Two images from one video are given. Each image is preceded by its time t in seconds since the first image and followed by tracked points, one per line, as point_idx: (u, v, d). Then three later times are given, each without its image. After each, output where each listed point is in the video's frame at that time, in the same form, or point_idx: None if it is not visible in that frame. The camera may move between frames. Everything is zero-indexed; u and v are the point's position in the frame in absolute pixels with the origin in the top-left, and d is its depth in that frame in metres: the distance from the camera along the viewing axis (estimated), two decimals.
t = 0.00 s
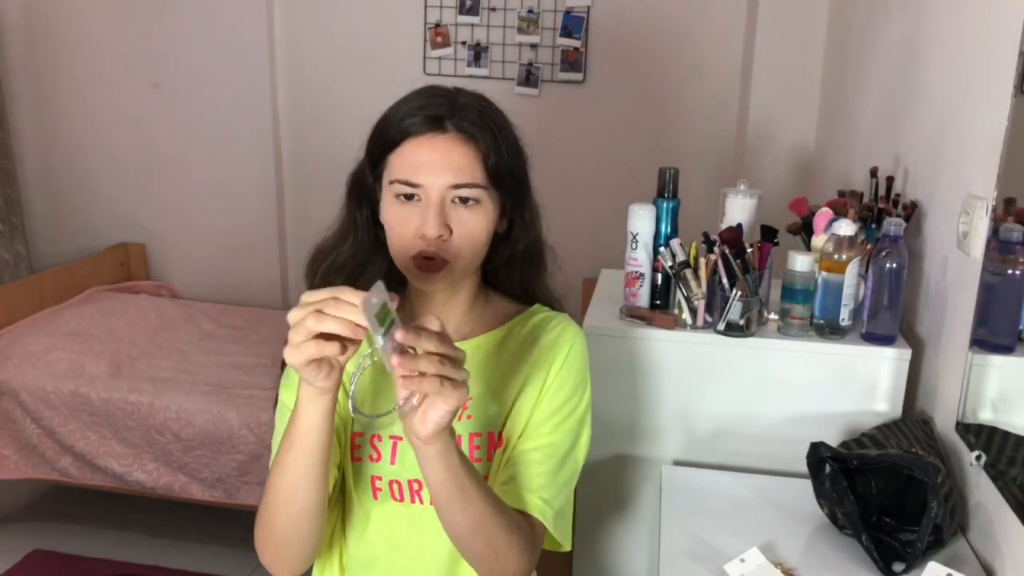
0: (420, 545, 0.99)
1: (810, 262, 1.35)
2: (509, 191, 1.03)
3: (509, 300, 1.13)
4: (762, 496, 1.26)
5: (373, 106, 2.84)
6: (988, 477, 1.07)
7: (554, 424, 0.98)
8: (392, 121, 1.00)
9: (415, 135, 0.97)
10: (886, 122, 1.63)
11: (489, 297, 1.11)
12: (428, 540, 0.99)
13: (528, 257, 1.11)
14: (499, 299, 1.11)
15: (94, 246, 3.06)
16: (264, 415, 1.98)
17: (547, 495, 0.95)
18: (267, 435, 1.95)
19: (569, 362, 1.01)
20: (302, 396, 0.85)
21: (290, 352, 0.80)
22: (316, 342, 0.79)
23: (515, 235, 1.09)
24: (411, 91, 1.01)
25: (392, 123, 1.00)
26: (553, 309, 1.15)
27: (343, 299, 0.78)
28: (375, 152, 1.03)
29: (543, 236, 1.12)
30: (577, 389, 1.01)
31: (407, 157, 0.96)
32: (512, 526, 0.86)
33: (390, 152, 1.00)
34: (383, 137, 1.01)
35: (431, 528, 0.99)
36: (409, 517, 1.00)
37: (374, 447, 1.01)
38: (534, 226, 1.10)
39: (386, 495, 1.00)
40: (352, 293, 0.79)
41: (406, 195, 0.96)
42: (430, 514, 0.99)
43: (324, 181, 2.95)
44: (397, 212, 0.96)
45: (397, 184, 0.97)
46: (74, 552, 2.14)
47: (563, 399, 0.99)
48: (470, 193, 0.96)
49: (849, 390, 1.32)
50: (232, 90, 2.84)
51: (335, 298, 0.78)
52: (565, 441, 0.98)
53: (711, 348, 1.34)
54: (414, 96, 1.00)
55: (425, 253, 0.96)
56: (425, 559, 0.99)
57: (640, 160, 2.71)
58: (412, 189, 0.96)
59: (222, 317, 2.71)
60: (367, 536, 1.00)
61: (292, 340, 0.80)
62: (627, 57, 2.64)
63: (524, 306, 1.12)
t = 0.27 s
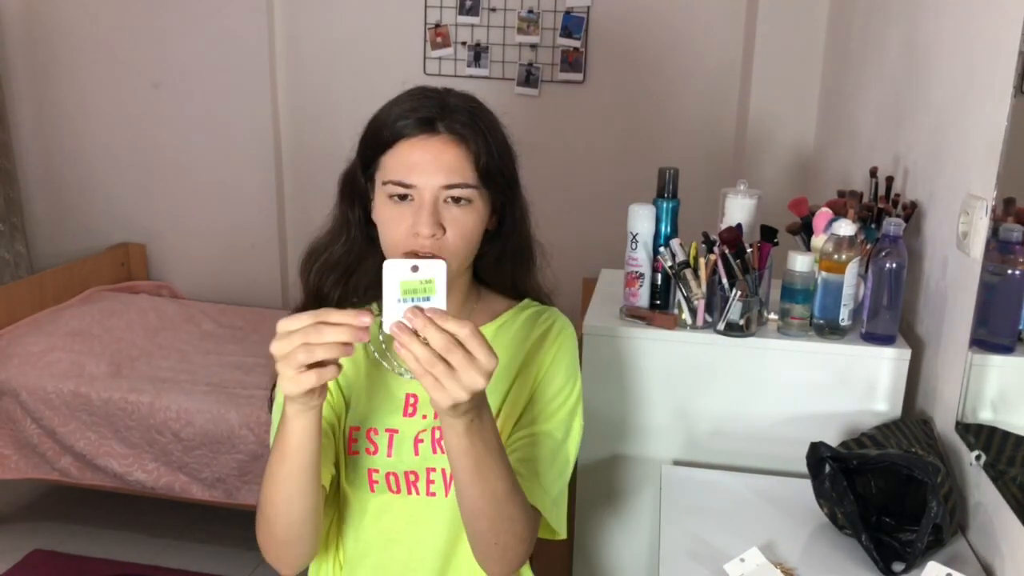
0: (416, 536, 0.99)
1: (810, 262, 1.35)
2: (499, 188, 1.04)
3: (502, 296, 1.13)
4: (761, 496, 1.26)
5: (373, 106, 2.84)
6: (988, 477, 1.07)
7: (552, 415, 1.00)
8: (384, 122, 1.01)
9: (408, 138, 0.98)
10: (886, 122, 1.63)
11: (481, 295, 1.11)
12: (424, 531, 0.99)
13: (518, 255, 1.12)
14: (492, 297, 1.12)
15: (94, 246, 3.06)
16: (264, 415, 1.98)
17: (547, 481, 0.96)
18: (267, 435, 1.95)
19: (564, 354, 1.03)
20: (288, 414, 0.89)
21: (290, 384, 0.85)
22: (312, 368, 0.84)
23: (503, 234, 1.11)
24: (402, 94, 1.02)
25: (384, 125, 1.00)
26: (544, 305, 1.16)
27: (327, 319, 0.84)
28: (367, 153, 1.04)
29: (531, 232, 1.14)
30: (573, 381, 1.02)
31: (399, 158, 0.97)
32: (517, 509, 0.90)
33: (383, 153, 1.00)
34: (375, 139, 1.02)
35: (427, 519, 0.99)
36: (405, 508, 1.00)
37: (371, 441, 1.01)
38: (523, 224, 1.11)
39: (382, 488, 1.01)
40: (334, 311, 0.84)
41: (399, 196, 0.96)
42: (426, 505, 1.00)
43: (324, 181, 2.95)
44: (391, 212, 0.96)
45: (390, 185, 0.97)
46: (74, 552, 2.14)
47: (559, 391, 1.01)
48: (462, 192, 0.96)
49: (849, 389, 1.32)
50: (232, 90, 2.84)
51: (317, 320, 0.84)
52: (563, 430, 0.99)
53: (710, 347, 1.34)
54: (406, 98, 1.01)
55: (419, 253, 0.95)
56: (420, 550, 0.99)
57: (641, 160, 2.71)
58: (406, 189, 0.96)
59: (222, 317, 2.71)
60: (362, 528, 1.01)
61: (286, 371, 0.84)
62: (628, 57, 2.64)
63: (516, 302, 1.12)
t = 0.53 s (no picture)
0: (417, 530, 0.99)
1: (810, 262, 1.35)
2: (494, 186, 1.04)
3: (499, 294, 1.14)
4: (762, 495, 1.26)
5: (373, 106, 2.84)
6: (988, 477, 1.07)
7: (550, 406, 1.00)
8: (380, 123, 1.01)
9: (403, 137, 0.98)
10: (886, 122, 1.63)
11: (480, 293, 1.11)
12: (425, 525, 0.99)
13: (514, 253, 1.14)
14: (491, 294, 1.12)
15: (94, 246, 3.06)
16: (264, 415, 1.98)
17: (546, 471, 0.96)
18: (267, 435, 1.95)
19: (561, 347, 1.04)
20: (294, 393, 0.89)
21: (309, 358, 0.83)
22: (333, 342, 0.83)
23: (499, 232, 1.12)
24: (397, 95, 1.03)
25: (379, 126, 1.01)
26: (540, 302, 1.17)
27: (350, 294, 0.83)
28: (363, 153, 1.04)
29: (527, 229, 1.16)
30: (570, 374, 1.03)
31: (394, 157, 0.97)
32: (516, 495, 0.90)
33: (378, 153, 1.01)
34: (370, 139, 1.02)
35: (428, 513, 1.00)
36: (405, 504, 1.00)
37: (372, 436, 1.01)
38: (517, 221, 1.13)
39: (382, 484, 1.01)
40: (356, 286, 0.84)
41: (395, 195, 0.96)
42: (427, 500, 1.00)
43: (324, 181, 2.95)
44: (387, 212, 0.96)
45: (386, 185, 0.97)
46: (74, 552, 2.14)
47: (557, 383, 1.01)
48: (457, 190, 0.96)
49: (849, 389, 1.32)
50: (232, 90, 2.84)
51: (337, 296, 0.83)
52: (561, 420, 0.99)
53: (711, 347, 1.34)
54: (401, 99, 1.01)
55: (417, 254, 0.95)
56: (421, 545, 0.99)
57: (641, 160, 2.71)
58: (402, 189, 0.96)
59: (222, 317, 2.71)
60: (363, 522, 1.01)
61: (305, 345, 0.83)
62: (628, 57, 2.64)
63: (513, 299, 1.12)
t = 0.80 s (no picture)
0: (426, 529, 1.01)
1: (810, 262, 1.35)
2: (489, 175, 1.05)
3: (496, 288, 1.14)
4: (761, 495, 1.26)
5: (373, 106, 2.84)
6: (988, 477, 1.07)
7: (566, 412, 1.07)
8: (376, 116, 1.01)
9: (399, 126, 0.98)
10: (886, 121, 1.63)
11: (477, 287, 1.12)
12: (434, 524, 1.01)
13: (511, 246, 1.14)
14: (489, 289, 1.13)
15: (94, 246, 3.06)
16: (264, 415, 1.98)
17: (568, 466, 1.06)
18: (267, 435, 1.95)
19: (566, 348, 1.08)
20: (304, 354, 0.89)
21: (310, 317, 0.84)
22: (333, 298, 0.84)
23: (496, 226, 1.13)
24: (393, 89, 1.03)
25: (376, 117, 1.01)
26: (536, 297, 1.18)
27: (345, 248, 0.84)
28: (360, 147, 1.04)
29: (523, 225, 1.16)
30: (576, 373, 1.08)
31: (392, 145, 0.97)
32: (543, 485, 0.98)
33: (377, 143, 1.00)
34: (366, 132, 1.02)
35: (437, 513, 1.00)
36: (412, 503, 1.01)
37: (378, 435, 1.02)
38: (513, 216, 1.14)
39: (388, 483, 1.01)
40: (349, 238, 0.85)
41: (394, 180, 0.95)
42: (435, 501, 1.00)
43: (324, 181, 2.95)
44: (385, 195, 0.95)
45: (385, 170, 0.96)
46: (74, 552, 2.14)
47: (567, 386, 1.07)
48: (456, 174, 0.97)
49: (849, 389, 1.32)
50: (232, 90, 2.85)
51: (334, 251, 0.84)
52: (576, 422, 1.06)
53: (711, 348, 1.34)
54: (397, 91, 1.02)
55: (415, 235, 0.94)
56: (430, 543, 1.01)
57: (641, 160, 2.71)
58: (400, 173, 0.95)
59: (222, 317, 2.71)
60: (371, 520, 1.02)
61: (305, 306, 0.84)
62: (627, 57, 2.64)
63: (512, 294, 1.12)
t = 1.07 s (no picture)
0: (451, 532, 1.01)
1: (810, 262, 1.35)
2: (497, 171, 1.07)
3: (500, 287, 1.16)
4: (761, 495, 1.26)
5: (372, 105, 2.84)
6: (988, 477, 1.07)
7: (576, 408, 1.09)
8: (379, 112, 1.00)
9: (405, 121, 0.98)
10: (886, 121, 1.63)
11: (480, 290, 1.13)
12: (460, 528, 1.01)
13: (516, 243, 1.16)
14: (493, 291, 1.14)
15: (94, 246, 3.06)
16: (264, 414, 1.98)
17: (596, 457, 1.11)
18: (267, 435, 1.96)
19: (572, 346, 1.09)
20: (321, 332, 0.85)
21: (323, 284, 0.81)
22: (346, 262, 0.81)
23: (501, 225, 1.14)
24: (393, 86, 1.02)
25: (380, 113, 1.00)
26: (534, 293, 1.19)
27: (354, 206, 0.82)
28: (361, 142, 1.02)
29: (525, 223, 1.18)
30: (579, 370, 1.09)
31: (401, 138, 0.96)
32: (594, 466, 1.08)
33: (381, 138, 0.99)
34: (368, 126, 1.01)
35: (460, 518, 1.01)
36: (435, 507, 1.00)
37: (399, 437, 1.00)
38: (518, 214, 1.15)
39: (407, 486, 1.00)
40: (357, 197, 0.82)
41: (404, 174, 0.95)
42: (457, 505, 1.00)
43: (324, 181, 2.95)
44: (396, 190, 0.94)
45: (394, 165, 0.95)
46: (74, 552, 2.14)
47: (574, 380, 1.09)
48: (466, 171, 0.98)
49: (850, 390, 1.32)
50: (232, 90, 2.85)
51: (341, 211, 0.81)
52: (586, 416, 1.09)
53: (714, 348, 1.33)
54: (402, 87, 1.01)
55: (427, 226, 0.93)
56: (455, 547, 1.01)
57: (640, 160, 2.71)
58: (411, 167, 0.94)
59: (221, 317, 2.71)
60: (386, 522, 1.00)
61: (317, 272, 0.81)
62: (627, 57, 2.64)
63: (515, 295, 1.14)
